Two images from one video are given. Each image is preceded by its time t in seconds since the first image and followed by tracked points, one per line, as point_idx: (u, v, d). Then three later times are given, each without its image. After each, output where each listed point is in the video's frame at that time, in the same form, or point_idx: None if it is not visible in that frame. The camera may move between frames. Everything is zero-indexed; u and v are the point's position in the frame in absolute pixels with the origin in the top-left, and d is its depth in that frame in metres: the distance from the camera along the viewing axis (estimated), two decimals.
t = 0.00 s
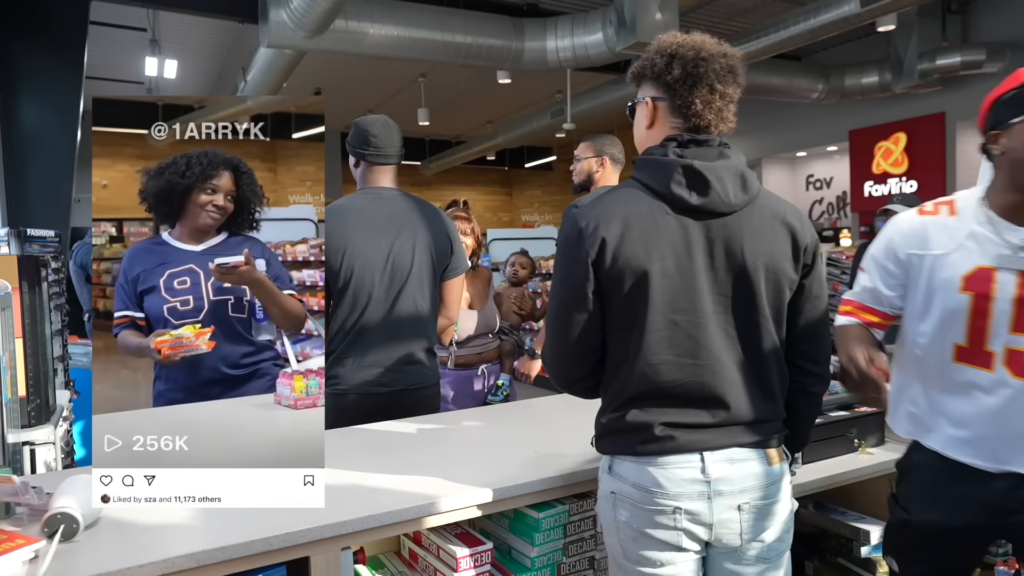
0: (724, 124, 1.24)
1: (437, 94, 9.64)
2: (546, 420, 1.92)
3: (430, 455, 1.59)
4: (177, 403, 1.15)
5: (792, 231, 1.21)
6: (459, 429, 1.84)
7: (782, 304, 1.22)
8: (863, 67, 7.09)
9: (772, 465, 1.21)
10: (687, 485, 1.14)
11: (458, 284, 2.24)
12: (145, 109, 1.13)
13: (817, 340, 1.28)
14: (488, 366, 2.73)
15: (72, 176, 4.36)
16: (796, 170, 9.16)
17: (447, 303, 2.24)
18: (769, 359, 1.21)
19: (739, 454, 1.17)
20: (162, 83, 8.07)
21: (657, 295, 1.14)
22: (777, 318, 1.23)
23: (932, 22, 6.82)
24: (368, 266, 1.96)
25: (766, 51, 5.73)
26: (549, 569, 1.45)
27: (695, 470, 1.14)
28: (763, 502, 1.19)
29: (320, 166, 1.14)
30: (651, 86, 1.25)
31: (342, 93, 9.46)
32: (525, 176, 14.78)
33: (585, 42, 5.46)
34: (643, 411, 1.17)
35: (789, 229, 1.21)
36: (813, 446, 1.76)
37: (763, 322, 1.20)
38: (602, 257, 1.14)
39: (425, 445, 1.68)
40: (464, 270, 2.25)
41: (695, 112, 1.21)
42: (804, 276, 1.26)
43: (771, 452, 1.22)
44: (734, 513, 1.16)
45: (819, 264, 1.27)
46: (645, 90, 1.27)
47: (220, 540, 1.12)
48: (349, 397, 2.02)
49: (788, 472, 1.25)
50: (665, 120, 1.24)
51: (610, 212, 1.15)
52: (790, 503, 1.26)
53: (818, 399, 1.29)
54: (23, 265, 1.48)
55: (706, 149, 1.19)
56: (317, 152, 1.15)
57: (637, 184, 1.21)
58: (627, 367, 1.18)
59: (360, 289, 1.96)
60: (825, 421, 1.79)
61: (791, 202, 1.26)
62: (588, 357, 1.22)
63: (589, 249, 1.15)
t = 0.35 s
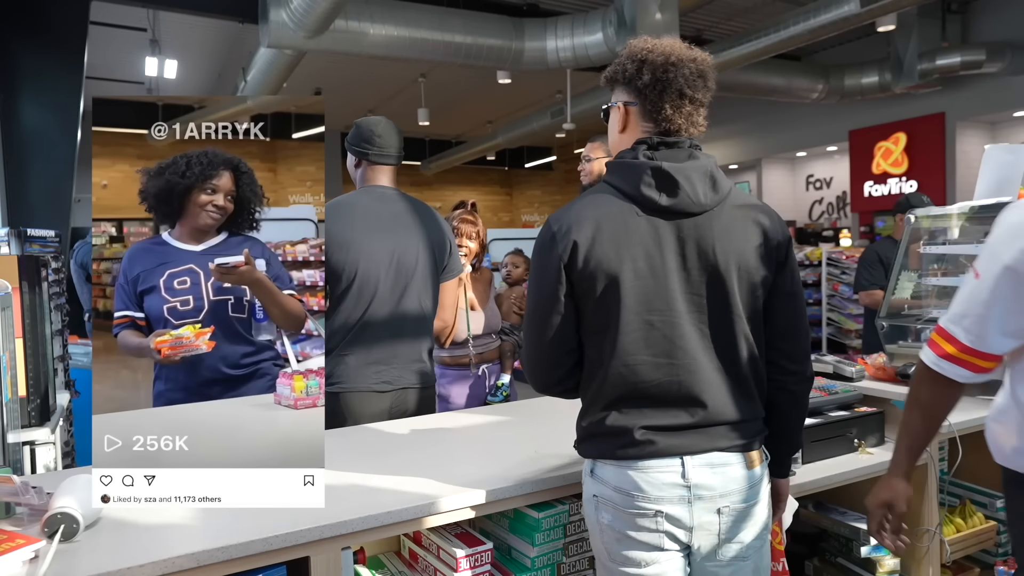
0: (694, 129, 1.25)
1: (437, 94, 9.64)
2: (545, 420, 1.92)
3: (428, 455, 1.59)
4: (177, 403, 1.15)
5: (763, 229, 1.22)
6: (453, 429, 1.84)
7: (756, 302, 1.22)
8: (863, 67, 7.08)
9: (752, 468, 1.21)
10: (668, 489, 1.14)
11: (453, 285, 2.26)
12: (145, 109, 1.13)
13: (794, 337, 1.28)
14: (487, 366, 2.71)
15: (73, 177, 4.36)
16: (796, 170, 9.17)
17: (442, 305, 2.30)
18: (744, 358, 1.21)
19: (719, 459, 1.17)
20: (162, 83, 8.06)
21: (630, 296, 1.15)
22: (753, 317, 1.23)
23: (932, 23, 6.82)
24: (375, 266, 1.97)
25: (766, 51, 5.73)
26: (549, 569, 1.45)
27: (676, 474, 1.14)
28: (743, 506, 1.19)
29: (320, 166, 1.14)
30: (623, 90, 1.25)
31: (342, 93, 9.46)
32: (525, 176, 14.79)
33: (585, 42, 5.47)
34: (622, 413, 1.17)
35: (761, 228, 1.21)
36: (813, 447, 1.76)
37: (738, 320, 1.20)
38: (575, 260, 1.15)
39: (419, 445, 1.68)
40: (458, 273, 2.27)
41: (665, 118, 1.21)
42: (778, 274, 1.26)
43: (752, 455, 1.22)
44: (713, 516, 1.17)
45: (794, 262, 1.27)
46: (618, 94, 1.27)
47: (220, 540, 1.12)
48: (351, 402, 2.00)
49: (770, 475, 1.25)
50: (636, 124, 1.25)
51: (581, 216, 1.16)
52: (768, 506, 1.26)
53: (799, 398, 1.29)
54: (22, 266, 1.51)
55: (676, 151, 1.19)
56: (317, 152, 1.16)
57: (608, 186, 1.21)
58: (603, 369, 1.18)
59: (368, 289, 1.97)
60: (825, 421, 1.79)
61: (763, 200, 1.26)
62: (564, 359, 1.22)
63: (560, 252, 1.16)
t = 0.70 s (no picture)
0: (686, 130, 1.26)
1: (437, 94, 9.64)
2: (545, 420, 1.92)
3: (428, 455, 1.59)
4: (177, 403, 1.15)
5: (754, 229, 1.23)
6: (452, 429, 1.83)
7: (748, 301, 1.23)
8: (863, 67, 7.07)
9: (745, 470, 1.23)
10: (669, 494, 1.14)
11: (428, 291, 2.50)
12: (146, 109, 1.13)
13: (785, 337, 1.28)
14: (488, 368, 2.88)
15: (73, 177, 4.36)
16: (796, 170, 9.18)
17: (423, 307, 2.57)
18: (737, 357, 1.22)
19: (719, 462, 1.18)
20: (162, 83, 8.06)
21: (626, 297, 1.15)
22: (745, 316, 1.24)
23: (932, 23, 6.83)
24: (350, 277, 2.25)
25: (766, 51, 5.73)
26: (549, 569, 1.45)
27: (677, 479, 1.15)
28: (736, 506, 1.22)
29: (320, 166, 1.15)
30: (614, 92, 1.25)
31: (342, 92, 9.46)
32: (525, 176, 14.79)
33: (585, 42, 5.47)
34: (620, 415, 1.17)
35: (752, 228, 1.22)
36: (813, 447, 1.77)
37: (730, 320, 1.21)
38: (569, 262, 1.15)
39: (419, 445, 1.68)
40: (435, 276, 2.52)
41: (656, 120, 1.22)
42: (768, 274, 1.27)
43: (746, 457, 1.23)
44: (711, 517, 1.18)
45: (783, 262, 1.29)
46: (609, 96, 1.27)
47: (220, 540, 1.12)
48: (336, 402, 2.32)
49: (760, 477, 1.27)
50: (628, 125, 1.25)
51: (575, 218, 1.16)
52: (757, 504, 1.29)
53: (784, 396, 1.30)
54: (22, 266, 1.76)
55: (668, 152, 1.20)
56: (317, 153, 1.16)
57: (601, 188, 1.21)
58: (598, 370, 1.17)
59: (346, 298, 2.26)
60: (826, 421, 1.79)
61: (753, 202, 1.27)
62: (558, 361, 1.22)
63: (555, 254, 1.15)
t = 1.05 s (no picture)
0: (702, 132, 1.27)
1: (437, 94, 9.64)
2: (545, 420, 1.92)
3: (428, 455, 1.59)
4: (177, 403, 1.15)
5: (770, 228, 1.25)
6: (452, 429, 1.84)
7: (764, 298, 1.25)
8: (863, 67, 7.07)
9: (757, 455, 1.27)
10: (689, 480, 1.16)
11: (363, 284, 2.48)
12: (145, 110, 1.14)
13: (794, 333, 1.31)
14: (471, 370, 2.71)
15: (73, 177, 4.36)
16: (796, 170, 9.19)
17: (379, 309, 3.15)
18: (753, 352, 1.24)
19: (734, 446, 1.21)
20: (162, 83, 8.06)
21: (653, 292, 1.15)
22: (759, 314, 1.26)
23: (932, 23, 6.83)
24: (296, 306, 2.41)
25: (766, 52, 5.74)
26: (549, 569, 1.45)
27: (697, 465, 1.17)
28: (750, 492, 1.24)
29: (320, 166, 1.14)
30: (633, 90, 1.25)
31: (342, 93, 9.47)
32: (525, 175, 14.79)
33: (585, 42, 5.47)
34: (641, 408, 1.16)
35: (769, 228, 1.25)
36: (813, 446, 1.77)
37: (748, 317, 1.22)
38: (599, 257, 1.13)
39: (419, 445, 1.68)
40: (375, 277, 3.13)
41: (678, 119, 1.23)
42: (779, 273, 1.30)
43: (757, 443, 1.27)
44: (727, 503, 1.21)
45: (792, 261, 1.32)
46: (626, 94, 1.27)
47: (220, 540, 1.12)
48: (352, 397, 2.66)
49: (767, 465, 1.30)
50: (647, 124, 1.25)
51: (603, 214, 1.15)
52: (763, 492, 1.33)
53: (789, 387, 1.32)
54: (22, 266, 1.96)
55: (690, 151, 1.21)
56: (318, 153, 1.15)
57: (624, 184, 1.21)
58: (621, 366, 1.17)
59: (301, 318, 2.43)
60: (825, 421, 1.79)
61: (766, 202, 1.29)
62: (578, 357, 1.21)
63: (584, 249, 1.14)
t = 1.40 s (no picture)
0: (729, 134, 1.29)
1: (437, 94, 9.64)
2: (544, 420, 1.92)
3: (428, 454, 1.59)
4: (177, 403, 1.15)
5: (789, 230, 1.28)
6: (453, 429, 1.84)
7: (782, 297, 1.29)
8: (862, 67, 7.07)
9: (774, 447, 1.29)
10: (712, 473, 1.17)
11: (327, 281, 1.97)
12: (146, 110, 1.14)
13: (804, 331, 1.36)
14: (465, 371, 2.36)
15: (73, 177, 4.36)
16: (796, 170, 9.21)
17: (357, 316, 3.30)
18: (772, 349, 1.27)
19: (752, 438, 1.23)
20: (162, 83, 8.06)
21: (685, 290, 1.15)
22: (777, 313, 1.29)
23: (931, 23, 6.83)
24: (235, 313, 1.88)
25: (766, 52, 5.74)
26: (549, 569, 1.45)
27: (719, 457, 1.18)
28: (768, 485, 1.26)
29: (320, 166, 1.14)
30: (665, 89, 1.26)
31: (342, 93, 9.47)
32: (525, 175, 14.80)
33: (585, 42, 5.47)
34: (665, 404, 1.17)
35: (788, 229, 1.28)
36: (813, 446, 1.77)
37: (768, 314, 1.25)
38: (635, 255, 1.12)
39: (419, 445, 1.68)
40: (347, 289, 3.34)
41: (710, 120, 1.24)
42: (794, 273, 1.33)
43: (773, 434, 1.30)
44: (746, 495, 1.22)
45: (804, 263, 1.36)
46: (656, 92, 1.27)
47: (220, 540, 1.12)
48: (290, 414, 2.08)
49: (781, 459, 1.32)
50: (677, 124, 1.26)
51: (639, 212, 1.14)
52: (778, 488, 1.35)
53: (797, 385, 1.37)
54: (24, 266, 1.98)
55: (720, 153, 1.23)
56: (318, 153, 1.15)
57: (654, 182, 1.20)
58: (650, 363, 1.17)
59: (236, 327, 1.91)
60: (825, 421, 1.79)
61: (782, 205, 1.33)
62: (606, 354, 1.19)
63: (619, 246, 1.12)
